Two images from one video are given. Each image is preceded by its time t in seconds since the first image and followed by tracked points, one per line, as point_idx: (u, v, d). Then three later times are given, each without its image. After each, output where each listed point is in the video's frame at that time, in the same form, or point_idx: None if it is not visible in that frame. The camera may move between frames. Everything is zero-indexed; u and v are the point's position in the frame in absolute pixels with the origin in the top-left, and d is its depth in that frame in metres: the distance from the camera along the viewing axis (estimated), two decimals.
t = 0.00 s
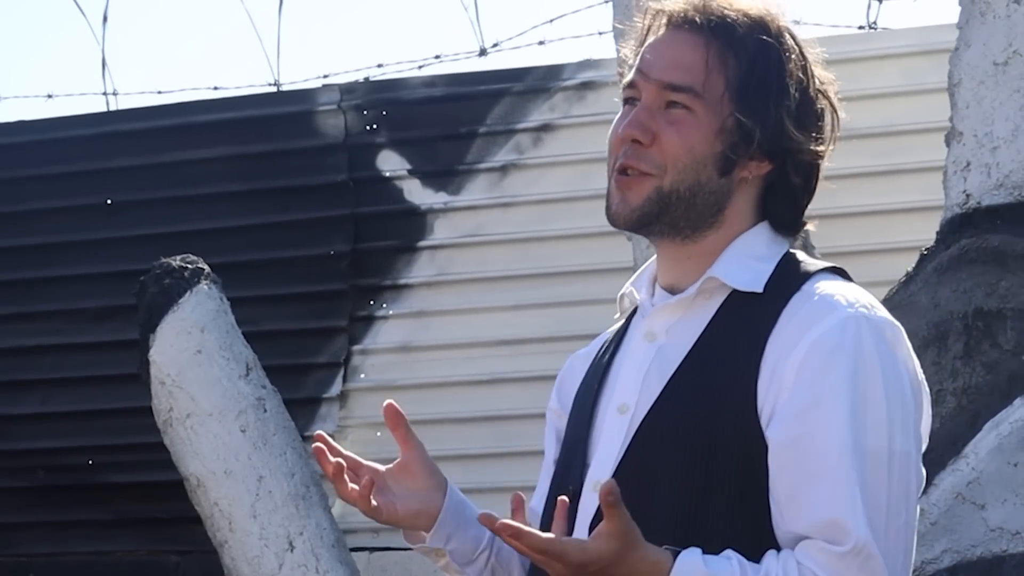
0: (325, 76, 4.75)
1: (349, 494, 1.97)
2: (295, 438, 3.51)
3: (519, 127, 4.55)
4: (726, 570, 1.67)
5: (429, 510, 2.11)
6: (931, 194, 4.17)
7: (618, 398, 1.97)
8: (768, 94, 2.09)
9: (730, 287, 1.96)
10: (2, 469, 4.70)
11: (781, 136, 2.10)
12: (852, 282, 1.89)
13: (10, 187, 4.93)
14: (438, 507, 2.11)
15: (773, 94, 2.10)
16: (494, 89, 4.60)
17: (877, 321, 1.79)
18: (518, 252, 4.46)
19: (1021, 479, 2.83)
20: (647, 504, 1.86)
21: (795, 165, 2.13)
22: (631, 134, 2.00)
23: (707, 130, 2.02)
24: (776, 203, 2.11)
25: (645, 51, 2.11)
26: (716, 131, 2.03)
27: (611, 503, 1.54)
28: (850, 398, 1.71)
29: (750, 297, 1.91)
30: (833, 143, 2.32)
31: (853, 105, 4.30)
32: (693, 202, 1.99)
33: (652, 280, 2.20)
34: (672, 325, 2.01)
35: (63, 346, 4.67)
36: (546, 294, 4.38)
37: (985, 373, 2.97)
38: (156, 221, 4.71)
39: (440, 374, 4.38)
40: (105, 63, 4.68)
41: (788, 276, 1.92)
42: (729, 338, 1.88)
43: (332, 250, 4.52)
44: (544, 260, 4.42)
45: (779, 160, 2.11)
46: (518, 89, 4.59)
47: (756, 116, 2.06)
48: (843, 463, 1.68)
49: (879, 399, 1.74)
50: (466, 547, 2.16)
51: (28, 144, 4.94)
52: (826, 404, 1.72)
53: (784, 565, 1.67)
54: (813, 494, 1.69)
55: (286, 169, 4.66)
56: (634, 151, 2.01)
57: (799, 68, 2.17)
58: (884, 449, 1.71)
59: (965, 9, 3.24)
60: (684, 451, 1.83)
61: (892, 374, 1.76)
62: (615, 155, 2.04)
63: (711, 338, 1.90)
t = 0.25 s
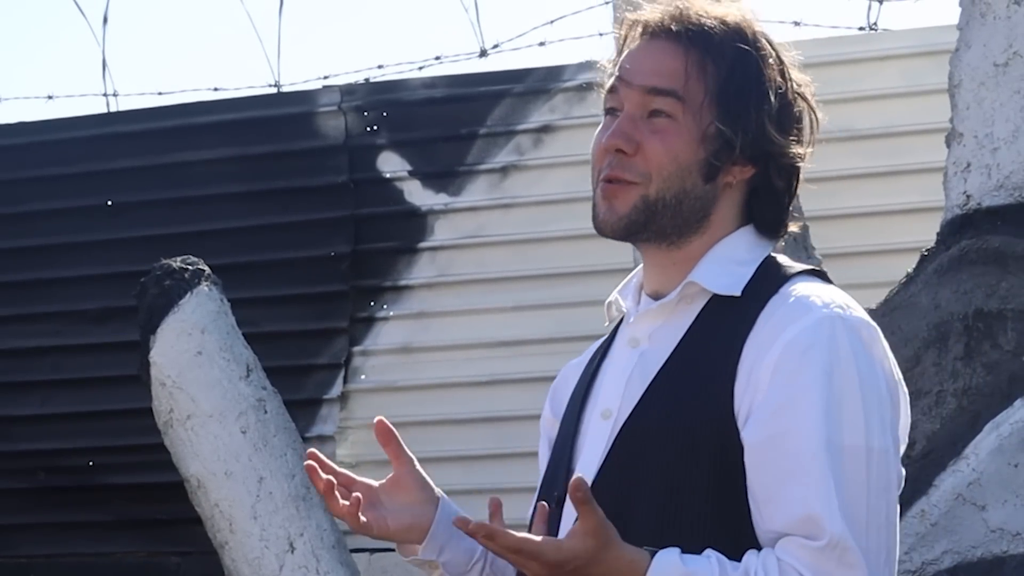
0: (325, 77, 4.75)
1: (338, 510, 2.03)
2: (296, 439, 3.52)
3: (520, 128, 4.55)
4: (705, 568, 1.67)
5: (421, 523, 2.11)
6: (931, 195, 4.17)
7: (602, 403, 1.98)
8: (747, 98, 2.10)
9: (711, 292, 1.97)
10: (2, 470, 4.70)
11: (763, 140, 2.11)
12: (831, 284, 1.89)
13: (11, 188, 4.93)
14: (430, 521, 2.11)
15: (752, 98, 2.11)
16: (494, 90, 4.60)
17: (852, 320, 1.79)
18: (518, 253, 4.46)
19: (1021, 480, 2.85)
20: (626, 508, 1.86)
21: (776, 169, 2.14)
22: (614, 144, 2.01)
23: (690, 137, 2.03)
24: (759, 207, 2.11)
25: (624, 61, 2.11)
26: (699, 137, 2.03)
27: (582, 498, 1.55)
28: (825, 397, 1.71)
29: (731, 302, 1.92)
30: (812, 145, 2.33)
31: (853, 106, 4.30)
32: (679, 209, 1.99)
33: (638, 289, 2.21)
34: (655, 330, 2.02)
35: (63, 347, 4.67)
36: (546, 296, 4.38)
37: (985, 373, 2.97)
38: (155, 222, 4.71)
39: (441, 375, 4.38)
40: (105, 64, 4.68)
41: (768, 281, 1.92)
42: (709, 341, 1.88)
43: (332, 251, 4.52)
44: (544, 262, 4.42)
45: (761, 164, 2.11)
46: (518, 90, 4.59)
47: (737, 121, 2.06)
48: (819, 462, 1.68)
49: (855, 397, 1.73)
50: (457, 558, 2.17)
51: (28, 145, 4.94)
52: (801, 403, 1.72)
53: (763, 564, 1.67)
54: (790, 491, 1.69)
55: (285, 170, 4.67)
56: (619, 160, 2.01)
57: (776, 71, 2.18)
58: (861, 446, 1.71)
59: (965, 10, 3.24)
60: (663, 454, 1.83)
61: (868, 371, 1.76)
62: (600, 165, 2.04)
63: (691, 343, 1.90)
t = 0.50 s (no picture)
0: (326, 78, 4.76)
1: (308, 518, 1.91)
2: (297, 440, 3.51)
3: (521, 129, 4.56)
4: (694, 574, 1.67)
5: (387, 523, 2.07)
6: (932, 196, 4.17)
7: (590, 408, 1.98)
8: (739, 105, 2.11)
9: (699, 299, 1.97)
10: (3, 471, 4.70)
11: (755, 146, 2.12)
12: (819, 291, 1.90)
13: (12, 189, 4.93)
14: (396, 520, 2.08)
15: (744, 105, 2.12)
16: (494, 91, 4.61)
17: (841, 328, 1.80)
18: (519, 254, 4.46)
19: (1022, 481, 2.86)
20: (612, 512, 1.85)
21: (767, 174, 2.15)
22: (611, 151, 2.00)
23: (686, 144, 2.03)
24: (750, 212, 2.12)
25: (615, 66, 2.11)
26: (694, 144, 2.03)
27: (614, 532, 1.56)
28: (813, 404, 1.72)
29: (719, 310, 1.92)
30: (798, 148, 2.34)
31: (854, 107, 4.30)
32: (675, 216, 2.00)
33: (626, 293, 2.20)
34: (643, 335, 2.02)
35: (64, 349, 4.67)
36: (547, 296, 4.38)
37: (987, 374, 2.98)
38: (156, 224, 4.72)
39: (443, 376, 4.38)
40: (106, 65, 4.69)
41: (756, 288, 1.93)
42: (698, 348, 1.88)
43: (334, 252, 4.52)
44: (546, 263, 4.42)
45: (753, 170, 2.12)
46: (519, 91, 4.59)
47: (729, 128, 2.07)
48: (805, 469, 1.68)
49: (843, 406, 1.74)
50: (429, 560, 2.11)
51: (30, 146, 4.95)
52: (789, 412, 1.72)
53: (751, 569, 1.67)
54: (776, 499, 1.70)
55: (286, 171, 4.67)
56: (615, 167, 2.00)
57: (765, 77, 2.19)
58: (848, 454, 1.72)
59: (967, 11, 3.24)
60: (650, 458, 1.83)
61: (856, 380, 1.77)
62: (594, 172, 2.03)
63: (681, 349, 1.90)
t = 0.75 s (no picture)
0: (329, 79, 4.77)
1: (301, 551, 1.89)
2: (298, 441, 3.51)
3: (523, 129, 4.56)
4: None
5: (384, 546, 2.00)
6: (934, 197, 4.17)
7: (582, 417, 1.97)
8: (725, 111, 2.12)
9: (692, 306, 1.97)
10: (6, 472, 4.70)
11: (740, 152, 2.12)
12: (811, 299, 1.91)
13: (15, 190, 4.94)
14: (392, 543, 2.01)
15: (730, 111, 2.12)
16: (497, 92, 4.62)
17: (837, 337, 1.80)
18: (522, 255, 4.46)
19: None
20: (608, 523, 1.86)
21: (753, 180, 2.16)
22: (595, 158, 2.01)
23: (670, 150, 2.04)
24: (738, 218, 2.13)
25: (600, 74, 2.12)
26: (679, 150, 2.04)
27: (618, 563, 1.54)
28: (813, 414, 1.72)
29: (713, 316, 1.92)
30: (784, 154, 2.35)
31: (856, 108, 4.30)
32: (661, 223, 2.00)
33: (613, 298, 2.19)
34: (634, 343, 2.01)
35: (67, 349, 4.68)
36: (549, 297, 4.38)
37: (989, 374, 2.98)
38: (159, 225, 4.72)
39: (445, 377, 4.39)
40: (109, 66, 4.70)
41: (749, 296, 1.93)
42: (694, 357, 1.89)
43: (336, 253, 4.52)
44: (548, 263, 4.42)
45: (739, 176, 2.13)
46: (522, 92, 4.60)
47: (715, 134, 2.08)
48: (808, 481, 1.68)
49: (843, 414, 1.74)
50: None
51: (33, 148, 4.96)
52: (790, 422, 1.72)
53: None
54: (781, 511, 1.70)
55: (288, 171, 4.67)
56: (600, 175, 2.01)
57: (749, 83, 2.20)
58: (851, 463, 1.72)
59: (970, 12, 3.26)
60: (647, 468, 1.83)
61: (854, 387, 1.77)
62: (580, 180, 2.04)
63: (674, 358, 1.91)
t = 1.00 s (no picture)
0: (332, 80, 4.77)
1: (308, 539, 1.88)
2: (302, 442, 3.51)
3: (527, 130, 4.57)
4: None
5: (388, 543, 2.00)
6: (937, 198, 4.17)
7: (581, 418, 1.98)
8: (717, 111, 2.12)
9: (687, 307, 1.97)
10: (10, 473, 4.71)
11: (732, 152, 2.13)
12: (806, 297, 1.91)
13: (17, 191, 4.95)
14: (396, 539, 2.01)
15: (721, 111, 2.13)
16: (500, 93, 4.62)
17: (832, 334, 1.81)
18: (525, 256, 4.46)
19: None
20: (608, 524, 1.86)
21: (745, 180, 2.16)
22: (588, 157, 2.01)
23: (663, 150, 2.03)
24: (730, 219, 2.13)
25: (591, 76, 2.12)
26: (672, 150, 2.04)
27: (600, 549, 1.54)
28: (809, 410, 1.72)
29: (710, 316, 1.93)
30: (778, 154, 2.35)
31: (859, 109, 4.30)
32: (654, 222, 2.00)
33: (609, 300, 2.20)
34: (631, 344, 2.01)
35: (70, 351, 4.68)
36: (553, 298, 4.38)
37: (992, 375, 2.98)
38: (162, 226, 4.72)
39: (449, 378, 4.39)
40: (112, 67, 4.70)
41: (744, 295, 1.93)
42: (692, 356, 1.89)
43: (340, 254, 4.52)
44: (552, 264, 4.42)
45: (731, 176, 2.13)
46: (525, 93, 4.60)
47: (707, 134, 2.08)
48: (804, 476, 1.69)
49: (838, 410, 1.74)
50: None
51: (36, 149, 4.96)
52: (785, 418, 1.73)
53: None
54: (778, 506, 1.70)
55: (292, 172, 4.67)
56: (593, 174, 2.01)
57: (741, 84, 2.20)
58: (846, 459, 1.72)
59: (974, 13, 3.28)
60: (644, 470, 1.83)
61: (848, 384, 1.77)
62: (572, 179, 2.04)
63: (671, 358, 1.91)
